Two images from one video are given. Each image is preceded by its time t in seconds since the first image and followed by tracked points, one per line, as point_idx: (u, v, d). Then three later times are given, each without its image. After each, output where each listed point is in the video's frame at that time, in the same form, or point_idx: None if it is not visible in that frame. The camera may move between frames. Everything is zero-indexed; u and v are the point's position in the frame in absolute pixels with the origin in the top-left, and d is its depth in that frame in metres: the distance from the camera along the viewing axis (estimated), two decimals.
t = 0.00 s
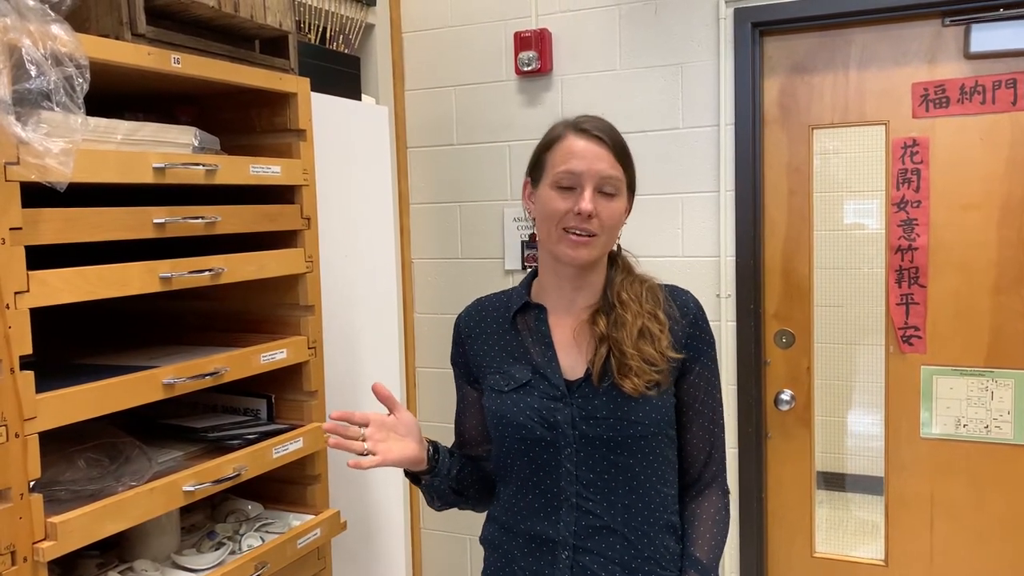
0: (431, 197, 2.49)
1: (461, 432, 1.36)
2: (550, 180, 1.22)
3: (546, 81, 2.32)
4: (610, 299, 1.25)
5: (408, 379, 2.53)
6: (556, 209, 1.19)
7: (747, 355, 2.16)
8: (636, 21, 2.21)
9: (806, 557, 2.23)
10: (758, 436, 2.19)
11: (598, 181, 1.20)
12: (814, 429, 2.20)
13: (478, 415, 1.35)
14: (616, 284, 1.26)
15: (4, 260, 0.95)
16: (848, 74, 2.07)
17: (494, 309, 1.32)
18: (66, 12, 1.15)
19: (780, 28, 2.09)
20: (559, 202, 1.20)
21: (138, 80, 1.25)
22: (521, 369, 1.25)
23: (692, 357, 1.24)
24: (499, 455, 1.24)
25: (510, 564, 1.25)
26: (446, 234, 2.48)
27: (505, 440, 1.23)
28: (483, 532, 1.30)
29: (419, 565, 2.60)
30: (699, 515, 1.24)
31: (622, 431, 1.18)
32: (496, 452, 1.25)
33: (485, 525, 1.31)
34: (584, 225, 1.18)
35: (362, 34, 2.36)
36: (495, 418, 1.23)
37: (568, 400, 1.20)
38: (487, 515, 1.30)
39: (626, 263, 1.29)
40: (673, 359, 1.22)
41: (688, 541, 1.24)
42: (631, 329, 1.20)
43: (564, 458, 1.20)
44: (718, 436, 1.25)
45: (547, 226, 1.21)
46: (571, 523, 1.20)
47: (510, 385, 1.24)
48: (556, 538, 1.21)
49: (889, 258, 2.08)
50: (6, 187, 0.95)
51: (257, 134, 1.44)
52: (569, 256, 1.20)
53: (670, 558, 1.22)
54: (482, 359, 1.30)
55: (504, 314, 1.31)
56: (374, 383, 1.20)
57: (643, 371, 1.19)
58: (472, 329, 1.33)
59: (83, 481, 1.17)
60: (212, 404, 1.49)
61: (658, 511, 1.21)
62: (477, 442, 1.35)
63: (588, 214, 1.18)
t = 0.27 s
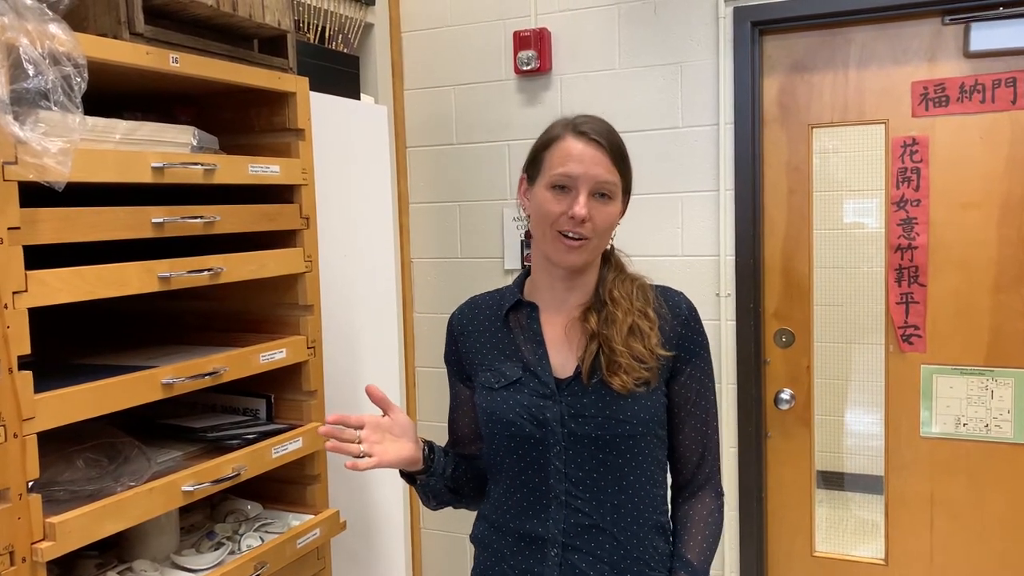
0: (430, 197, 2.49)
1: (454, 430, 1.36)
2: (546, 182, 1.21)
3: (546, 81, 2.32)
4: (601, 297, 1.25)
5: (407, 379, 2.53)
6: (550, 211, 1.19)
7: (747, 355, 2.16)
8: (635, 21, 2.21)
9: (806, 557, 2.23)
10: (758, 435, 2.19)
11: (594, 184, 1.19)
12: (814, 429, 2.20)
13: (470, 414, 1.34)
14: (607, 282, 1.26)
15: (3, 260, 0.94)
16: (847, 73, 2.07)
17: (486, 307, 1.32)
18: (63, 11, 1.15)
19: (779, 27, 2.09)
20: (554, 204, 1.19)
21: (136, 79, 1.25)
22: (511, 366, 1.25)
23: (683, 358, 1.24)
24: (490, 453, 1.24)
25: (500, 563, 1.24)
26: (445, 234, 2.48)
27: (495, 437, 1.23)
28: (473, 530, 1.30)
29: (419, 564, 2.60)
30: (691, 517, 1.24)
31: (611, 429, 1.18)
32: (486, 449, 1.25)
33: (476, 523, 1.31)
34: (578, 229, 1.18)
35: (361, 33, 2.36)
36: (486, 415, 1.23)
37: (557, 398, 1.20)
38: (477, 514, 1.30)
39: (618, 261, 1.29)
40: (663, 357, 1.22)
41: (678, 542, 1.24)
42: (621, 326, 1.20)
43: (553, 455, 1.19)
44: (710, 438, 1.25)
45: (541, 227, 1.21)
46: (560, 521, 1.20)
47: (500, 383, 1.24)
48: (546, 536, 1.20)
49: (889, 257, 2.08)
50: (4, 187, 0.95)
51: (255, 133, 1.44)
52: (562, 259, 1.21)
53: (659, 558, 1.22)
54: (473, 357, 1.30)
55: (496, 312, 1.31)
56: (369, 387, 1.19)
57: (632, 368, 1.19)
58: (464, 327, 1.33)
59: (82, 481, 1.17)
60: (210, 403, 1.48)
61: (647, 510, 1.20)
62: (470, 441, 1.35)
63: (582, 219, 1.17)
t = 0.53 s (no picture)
0: (430, 197, 2.49)
1: (449, 430, 1.36)
2: (540, 182, 1.21)
3: (545, 81, 2.32)
4: (595, 298, 1.25)
5: (407, 379, 2.53)
6: (545, 210, 1.19)
7: (746, 355, 2.16)
8: (634, 21, 2.21)
9: (805, 557, 2.23)
10: (757, 435, 2.19)
11: (589, 184, 1.19)
12: (813, 429, 2.19)
13: (465, 413, 1.34)
14: (601, 283, 1.26)
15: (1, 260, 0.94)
16: (847, 73, 2.07)
17: (481, 307, 1.32)
18: (62, 10, 1.15)
19: (779, 27, 2.09)
20: (549, 204, 1.19)
21: (135, 79, 1.25)
22: (505, 368, 1.25)
23: (676, 360, 1.24)
24: (484, 454, 1.24)
25: (495, 565, 1.25)
26: (445, 234, 2.48)
27: (489, 439, 1.23)
28: (468, 531, 1.30)
29: (418, 565, 2.60)
30: (684, 515, 1.24)
31: (604, 431, 1.18)
32: (481, 451, 1.25)
33: (469, 524, 1.31)
34: (573, 228, 1.18)
35: (361, 33, 2.36)
36: (480, 417, 1.23)
37: (550, 400, 1.20)
38: (471, 515, 1.30)
39: (612, 262, 1.29)
40: (656, 359, 1.21)
41: (672, 540, 1.24)
42: (614, 328, 1.20)
43: (546, 457, 1.19)
44: (703, 437, 1.24)
45: (535, 226, 1.21)
46: (554, 522, 1.20)
47: (494, 384, 1.24)
48: (540, 538, 1.20)
49: (888, 257, 2.08)
50: (3, 186, 0.94)
51: (254, 133, 1.44)
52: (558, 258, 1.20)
53: (653, 556, 1.22)
54: (468, 358, 1.30)
55: (490, 313, 1.31)
56: (366, 386, 1.18)
57: (625, 370, 1.19)
58: (458, 328, 1.33)
59: (80, 481, 1.17)
60: (210, 404, 1.48)
61: (641, 511, 1.20)
62: (464, 440, 1.35)
63: (577, 218, 1.17)
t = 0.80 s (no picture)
0: (429, 197, 2.49)
1: (445, 431, 1.36)
2: (537, 185, 1.21)
3: (545, 81, 2.32)
4: (595, 296, 1.25)
5: (406, 379, 2.53)
6: (543, 214, 1.19)
7: (746, 355, 2.16)
8: (634, 21, 2.21)
9: (804, 558, 2.23)
10: (756, 436, 2.19)
11: (585, 187, 1.19)
12: (812, 429, 2.20)
13: (461, 414, 1.34)
14: (600, 280, 1.26)
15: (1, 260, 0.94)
16: (846, 74, 2.07)
17: (478, 307, 1.32)
18: (62, 10, 1.15)
19: (779, 28, 2.09)
20: (546, 208, 1.19)
21: (135, 79, 1.25)
22: (505, 367, 1.25)
23: (675, 359, 1.24)
24: (484, 453, 1.24)
25: (495, 565, 1.24)
26: (444, 234, 2.48)
27: (489, 437, 1.22)
28: (467, 532, 1.29)
29: (417, 565, 2.60)
30: (683, 515, 1.24)
31: (605, 428, 1.18)
32: (480, 450, 1.25)
33: (468, 526, 1.31)
34: (571, 231, 1.18)
35: (361, 33, 2.36)
36: (480, 415, 1.23)
37: (551, 397, 1.20)
38: (469, 517, 1.30)
39: (611, 260, 1.29)
40: (655, 356, 1.22)
41: (672, 540, 1.24)
42: (615, 325, 1.20)
43: (547, 455, 1.19)
44: (702, 436, 1.25)
45: (534, 230, 1.21)
46: (555, 521, 1.20)
47: (494, 382, 1.24)
48: (541, 537, 1.20)
49: (887, 258, 2.08)
50: (3, 186, 0.94)
51: (254, 133, 1.44)
52: (556, 262, 1.21)
53: (654, 556, 1.22)
54: (466, 357, 1.30)
55: (489, 312, 1.30)
56: (361, 386, 1.18)
57: (626, 366, 1.19)
58: (456, 328, 1.33)
59: (80, 481, 1.16)
60: (209, 404, 1.48)
61: (642, 510, 1.20)
62: (460, 441, 1.35)
63: (574, 222, 1.17)
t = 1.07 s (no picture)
0: (428, 198, 2.49)
1: (447, 434, 1.35)
2: (535, 191, 1.21)
3: (544, 83, 2.32)
4: (597, 295, 1.25)
5: (405, 380, 2.53)
6: (542, 220, 1.19)
7: (745, 357, 2.16)
8: (634, 23, 2.21)
9: (802, 559, 2.23)
10: (755, 437, 2.19)
11: (582, 190, 1.19)
12: (811, 431, 2.20)
13: (464, 416, 1.34)
14: (602, 280, 1.26)
15: None
16: (846, 76, 2.07)
17: (480, 309, 1.32)
18: (61, 11, 1.15)
19: (778, 29, 2.09)
20: (545, 213, 1.19)
21: (134, 80, 1.25)
22: (507, 367, 1.25)
23: (677, 360, 1.24)
24: (487, 455, 1.24)
25: (496, 567, 1.24)
26: (443, 235, 2.48)
27: (492, 438, 1.22)
28: (467, 536, 1.29)
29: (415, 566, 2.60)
30: (685, 518, 1.24)
31: (609, 427, 1.18)
32: (483, 451, 1.24)
33: (468, 530, 1.30)
34: (571, 236, 1.18)
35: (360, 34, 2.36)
36: (482, 416, 1.23)
37: (555, 397, 1.20)
38: (469, 521, 1.30)
39: (612, 258, 1.29)
40: (658, 355, 1.22)
41: (674, 543, 1.23)
42: (618, 324, 1.20)
43: (551, 455, 1.19)
44: (704, 439, 1.25)
45: (534, 236, 1.21)
46: (558, 522, 1.20)
47: (497, 383, 1.24)
48: (544, 538, 1.20)
49: (887, 260, 2.08)
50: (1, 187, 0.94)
51: (254, 134, 1.44)
52: (558, 267, 1.21)
53: (657, 559, 1.21)
54: (468, 359, 1.30)
55: (491, 314, 1.30)
56: (366, 385, 1.18)
57: (630, 364, 1.19)
58: (458, 330, 1.32)
59: (78, 482, 1.16)
60: (208, 405, 1.48)
61: (645, 512, 1.20)
62: (462, 444, 1.35)
63: (574, 226, 1.17)
